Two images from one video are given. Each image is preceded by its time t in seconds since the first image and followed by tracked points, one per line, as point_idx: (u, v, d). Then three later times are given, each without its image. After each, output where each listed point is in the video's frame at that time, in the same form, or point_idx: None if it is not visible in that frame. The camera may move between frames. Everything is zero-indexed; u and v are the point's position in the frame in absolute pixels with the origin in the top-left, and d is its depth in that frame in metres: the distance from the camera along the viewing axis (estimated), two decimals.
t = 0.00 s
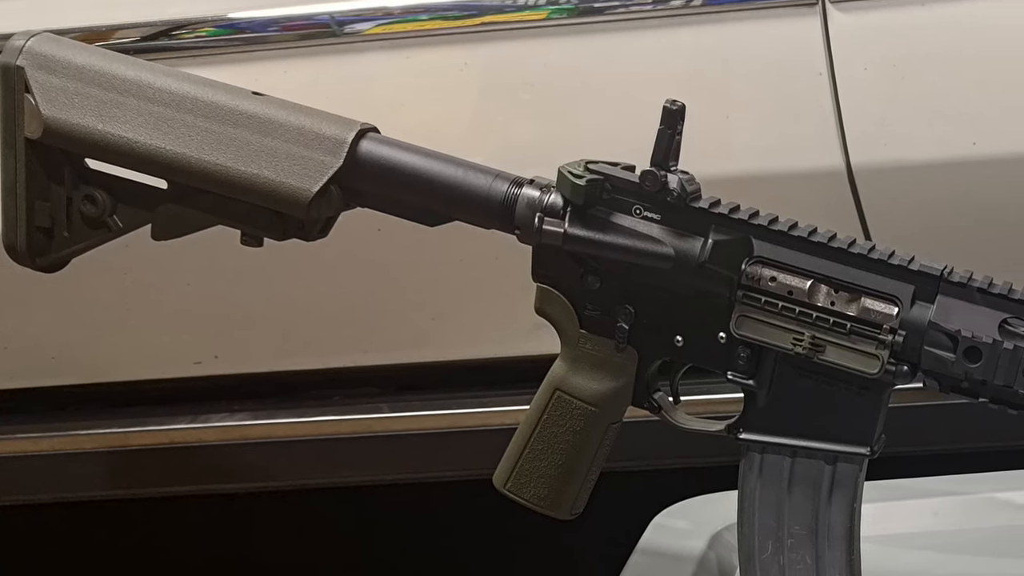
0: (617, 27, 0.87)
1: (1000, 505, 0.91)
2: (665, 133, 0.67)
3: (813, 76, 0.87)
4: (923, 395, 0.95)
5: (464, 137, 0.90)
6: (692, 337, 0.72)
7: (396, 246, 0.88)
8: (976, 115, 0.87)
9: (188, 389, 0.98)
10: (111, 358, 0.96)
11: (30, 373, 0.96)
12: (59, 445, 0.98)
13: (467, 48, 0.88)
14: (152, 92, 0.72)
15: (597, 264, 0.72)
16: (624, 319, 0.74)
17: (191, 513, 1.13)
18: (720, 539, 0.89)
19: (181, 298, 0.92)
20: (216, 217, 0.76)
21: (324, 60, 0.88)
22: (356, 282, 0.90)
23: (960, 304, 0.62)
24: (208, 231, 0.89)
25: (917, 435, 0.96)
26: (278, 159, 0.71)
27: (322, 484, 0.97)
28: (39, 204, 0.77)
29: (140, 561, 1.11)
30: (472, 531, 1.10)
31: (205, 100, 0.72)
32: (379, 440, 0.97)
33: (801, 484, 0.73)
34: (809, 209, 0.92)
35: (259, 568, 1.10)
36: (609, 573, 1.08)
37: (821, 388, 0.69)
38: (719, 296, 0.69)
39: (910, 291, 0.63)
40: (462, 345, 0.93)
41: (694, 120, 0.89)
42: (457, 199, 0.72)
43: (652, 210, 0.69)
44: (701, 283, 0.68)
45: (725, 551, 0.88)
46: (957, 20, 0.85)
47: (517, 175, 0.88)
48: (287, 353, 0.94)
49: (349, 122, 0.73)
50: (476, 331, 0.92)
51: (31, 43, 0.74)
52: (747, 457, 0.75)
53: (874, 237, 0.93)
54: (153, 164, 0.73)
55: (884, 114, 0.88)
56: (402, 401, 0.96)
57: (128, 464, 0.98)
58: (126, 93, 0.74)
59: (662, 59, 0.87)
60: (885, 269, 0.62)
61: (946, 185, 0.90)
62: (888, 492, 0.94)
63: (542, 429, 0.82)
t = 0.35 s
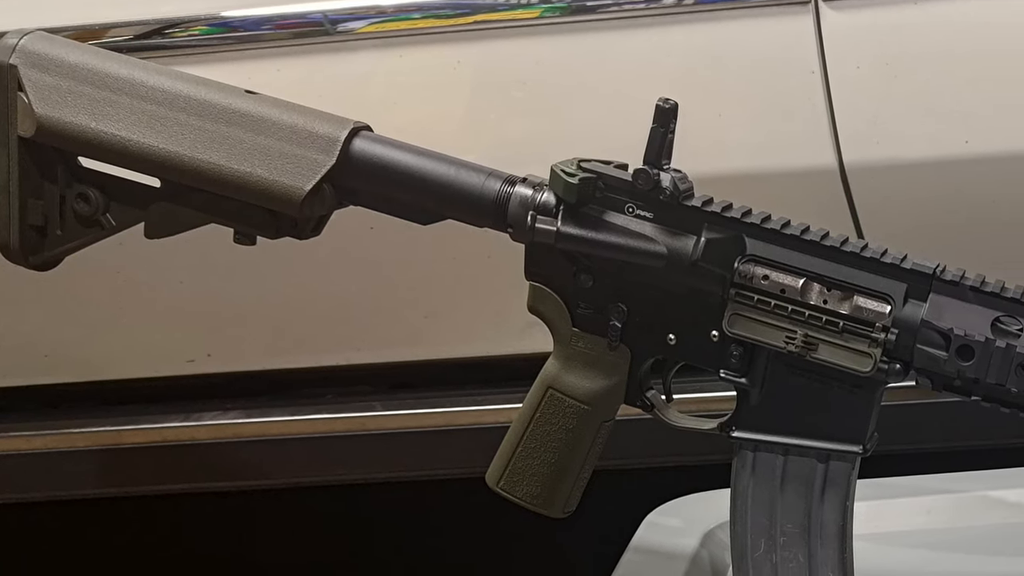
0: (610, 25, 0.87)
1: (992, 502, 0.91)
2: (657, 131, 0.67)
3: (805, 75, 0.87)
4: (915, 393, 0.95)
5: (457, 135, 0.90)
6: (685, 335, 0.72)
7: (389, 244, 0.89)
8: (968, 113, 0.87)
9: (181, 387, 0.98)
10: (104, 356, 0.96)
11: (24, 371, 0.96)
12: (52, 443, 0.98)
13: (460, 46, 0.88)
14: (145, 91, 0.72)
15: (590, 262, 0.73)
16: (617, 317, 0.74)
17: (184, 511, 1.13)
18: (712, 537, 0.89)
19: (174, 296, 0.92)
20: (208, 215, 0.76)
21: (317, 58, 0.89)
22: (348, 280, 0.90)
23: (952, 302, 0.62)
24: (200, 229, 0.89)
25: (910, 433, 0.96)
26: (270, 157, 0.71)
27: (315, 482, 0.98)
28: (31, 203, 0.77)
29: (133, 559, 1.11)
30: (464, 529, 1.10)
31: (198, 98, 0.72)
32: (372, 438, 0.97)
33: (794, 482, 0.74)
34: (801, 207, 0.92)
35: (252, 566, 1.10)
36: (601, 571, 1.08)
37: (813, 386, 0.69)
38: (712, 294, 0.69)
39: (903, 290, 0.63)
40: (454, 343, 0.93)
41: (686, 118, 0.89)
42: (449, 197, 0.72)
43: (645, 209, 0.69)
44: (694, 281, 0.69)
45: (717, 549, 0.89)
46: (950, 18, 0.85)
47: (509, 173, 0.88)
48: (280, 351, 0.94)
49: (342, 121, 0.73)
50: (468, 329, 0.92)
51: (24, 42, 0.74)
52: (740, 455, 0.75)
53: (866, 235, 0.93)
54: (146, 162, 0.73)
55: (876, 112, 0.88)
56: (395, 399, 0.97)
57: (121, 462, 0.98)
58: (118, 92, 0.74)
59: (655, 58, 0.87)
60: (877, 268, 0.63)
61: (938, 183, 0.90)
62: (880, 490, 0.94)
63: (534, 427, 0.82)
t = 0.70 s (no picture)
0: (602, 23, 0.87)
1: (985, 501, 0.91)
2: (649, 130, 0.67)
3: (798, 73, 0.87)
4: (908, 392, 0.95)
5: (450, 134, 0.90)
6: (677, 333, 0.72)
7: (381, 243, 0.88)
8: (961, 112, 0.87)
9: (174, 385, 0.99)
10: (97, 354, 0.96)
11: (17, 368, 0.96)
12: (45, 441, 0.98)
13: (453, 45, 0.88)
14: (137, 89, 0.72)
15: (582, 260, 0.73)
16: (609, 315, 0.75)
17: (177, 509, 1.13)
18: (704, 535, 0.89)
19: (166, 295, 0.92)
20: (201, 213, 0.76)
21: (310, 56, 0.89)
22: (341, 279, 0.90)
23: (944, 300, 0.62)
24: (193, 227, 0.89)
25: (903, 432, 0.96)
26: (263, 155, 0.71)
27: (308, 480, 0.97)
28: (24, 201, 0.77)
29: (126, 557, 1.11)
30: (457, 527, 1.10)
31: (191, 97, 0.72)
32: (365, 436, 0.96)
33: (786, 481, 0.74)
34: (793, 206, 0.92)
35: (246, 564, 1.10)
36: (594, 569, 1.08)
37: (806, 384, 0.69)
38: (704, 293, 0.69)
39: (895, 288, 0.63)
40: (446, 342, 0.93)
41: (679, 116, 0.89)
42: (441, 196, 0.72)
43: (637, 207, 0.69)
44: (686, 279, 0.69)
45: (710, 547, 0.88)
46: (943, 16, 0.85)
47: (501, 171, 0.89)
48: (272, 349, 0.94)
49: (334, 119, 0.73)
50: (461, 327, 0.92)
51: (16, 40, 0.74)
52: (732, 453, 0.76)
53: (859, 233, 0.93)
54: (139, 161, 0.73)
55: (869, 111, 0.88)
56: (387, 397, 0.97)
57: (114, 460, 0.98)
58: (111, 90, 0.74)
59: (648, 56, 0.87)
60: (870, 266, 0.63)
61: (931, 182, 0.90)
62: (873, 488, 0.94)
63: (527, 425, 0.82)
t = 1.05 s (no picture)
0: (594, 21, 0.87)
1: (975, 498, 0.91)
2: (642, 127, 0.67)
3: (789, 71, 0.87)
4: (899, 389, 0.95)
5: (442, 132, 0.91)
6: (669, 331, 0.72)
7: (373, 241, 0.88)
8: (952, 110, 0.87)
9: (167, 382, 0.99)
10: (89, 352, 0.96)
11: (9, 366, 0.96)
12: (37, 439, 0.98)
13: (444, 43, 0.88)
14: (130, 87, 0.73)
15: (573, 259, 0.73)
16: (601, 313, 0.75)
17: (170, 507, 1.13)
18: (696, 533, 0.89)
19: (158, 293, 0.92)
20: (193, 211, 0.76)
21: (302, 54, 0.89)
22: (333, 277, 0.90)
23: (935, 298, 0.62)
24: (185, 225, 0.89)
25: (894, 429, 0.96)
26: (255, 154, 0.71)
27: (300, 478, 0.97)
28: (16, 199, 0.76)
29: (118, 555, 1.11)
30: (449, 525, 1.10)
31: (183, 95, 0.72)
32: (357, 434, 0.96)
33: (777, 478, 0.74)
34: (784, 203, 0.92)
35: (237, 563, 1.10)
36: (586, 566, 1.08)
37: (797, 382, 0.69)
38: (696, 291, 0.69)
39: (887, 286, 0.63)
40: (438, 340, 0.93)
41: (670, 114, 0.89)
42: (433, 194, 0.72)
43: (629, 205, 0.69)
44: (678, 277, 0.69)
45: (701, 545, 0.89)
46: (934, 14, 0.85)
47: (493, 169, 0.89)
48: (265, 347, 0.94)
49: (326, 116, 0.73)
50: (453, 326, 0.92)
51: (8, 38, 0.74)
52: (724, 451, 0.76)
53: (850, 231, 0.93)
54: (131, 159, 0.73)
55: (860, 108, 0.88)
56: (379, 395, 0.97)
57: (105, 458, 0.97)
58: (103, 88, 0.74)
59: (639, 54, 0.87)
60: (861, 264, 0.63)
61: (922, 179, 0.90)
62: (865, 486, 0.94)
63: (519, 423, 0.82)
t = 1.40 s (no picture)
0: (585, 20, 0.87)
1: (966, 496, 0.91)
2: (633, 126, 0.67)
3: (780, 69, 0.87)
4: (890, 387, 0.95)
5: (433, 131, 0.91)
6: (660, 329, 0.72)
7: (365, 239, 0.89)
8: (942, 108, 0.87)
9: (158, 380, 0.99)
10: (80, 350, 0.96)
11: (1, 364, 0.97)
12: (28, 437, 0.97)
13: (435, 42, 0.88)
14: (121, 85, 0.73)
15: (565, 257, 0.73)
16: (592, 311, 0.75)
17: (160, 503, 1.13)
18: (687, 531, 0.89)
19: (150, 291, 0.92)
20: (184, 209, 0.76)
21: (293, 53, 0.89)
22: (324, 275, 0.90)
23: (926, 296, 0.63)
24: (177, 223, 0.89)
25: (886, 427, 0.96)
26: (246, 151, 0.72)
27: (291, 476, 0.97)
28: (8, 197, 0.77)
29: (109, 553, 1.11)
30: (441, 523, 1.10)
31: (174, 93, 0.73)
32: (348, 432, 0.96)
33: (768, 476, 0.74)
34: (775, 201, 0.92)
35: (229, 561, 1.10)
36: (577, 564, 1.08)
37: (789, 380, 0.69)
38: (687, 288, 0.69)
39: (878, 284, 0.63)
40: (429, 338, 0.93)
41: (661, 112, 0.89)
42: (425, 191, 0.72)
43: (620, 203, 0.69)
44: (669, 275, 0.69)
45: (692, 542, 0.89)
46: (925, 11, 0.85)
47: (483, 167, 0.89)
48: (256, 345, 0.94)
49: (317, 114, 0.73)
50: (444, 324, 0.92)
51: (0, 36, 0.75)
52: (715, 449, 0.76)
53: (841, 229, 0.93)
54: (123, 157, 0.73)
55: (852, 106, 0.88)
56: (370, 393, 0.97)
57: (97, 455, 0.97)
58: (95, 86, 0.74)
59: (630, 52, 0.87)
60: (852, 262, 0.63)
61: (913, 178, 0.90)
62: (856, 484, 0.94)
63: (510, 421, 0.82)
